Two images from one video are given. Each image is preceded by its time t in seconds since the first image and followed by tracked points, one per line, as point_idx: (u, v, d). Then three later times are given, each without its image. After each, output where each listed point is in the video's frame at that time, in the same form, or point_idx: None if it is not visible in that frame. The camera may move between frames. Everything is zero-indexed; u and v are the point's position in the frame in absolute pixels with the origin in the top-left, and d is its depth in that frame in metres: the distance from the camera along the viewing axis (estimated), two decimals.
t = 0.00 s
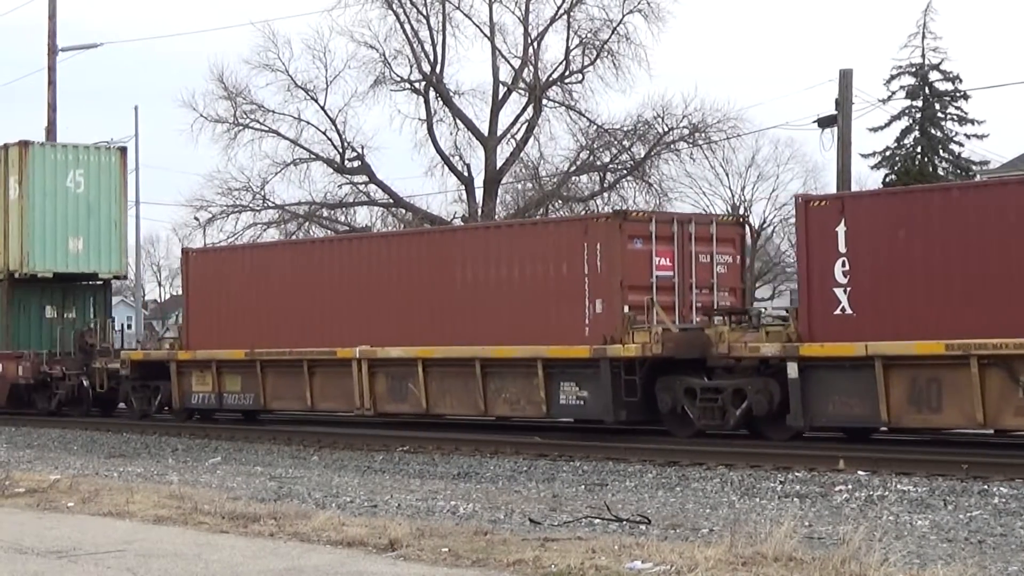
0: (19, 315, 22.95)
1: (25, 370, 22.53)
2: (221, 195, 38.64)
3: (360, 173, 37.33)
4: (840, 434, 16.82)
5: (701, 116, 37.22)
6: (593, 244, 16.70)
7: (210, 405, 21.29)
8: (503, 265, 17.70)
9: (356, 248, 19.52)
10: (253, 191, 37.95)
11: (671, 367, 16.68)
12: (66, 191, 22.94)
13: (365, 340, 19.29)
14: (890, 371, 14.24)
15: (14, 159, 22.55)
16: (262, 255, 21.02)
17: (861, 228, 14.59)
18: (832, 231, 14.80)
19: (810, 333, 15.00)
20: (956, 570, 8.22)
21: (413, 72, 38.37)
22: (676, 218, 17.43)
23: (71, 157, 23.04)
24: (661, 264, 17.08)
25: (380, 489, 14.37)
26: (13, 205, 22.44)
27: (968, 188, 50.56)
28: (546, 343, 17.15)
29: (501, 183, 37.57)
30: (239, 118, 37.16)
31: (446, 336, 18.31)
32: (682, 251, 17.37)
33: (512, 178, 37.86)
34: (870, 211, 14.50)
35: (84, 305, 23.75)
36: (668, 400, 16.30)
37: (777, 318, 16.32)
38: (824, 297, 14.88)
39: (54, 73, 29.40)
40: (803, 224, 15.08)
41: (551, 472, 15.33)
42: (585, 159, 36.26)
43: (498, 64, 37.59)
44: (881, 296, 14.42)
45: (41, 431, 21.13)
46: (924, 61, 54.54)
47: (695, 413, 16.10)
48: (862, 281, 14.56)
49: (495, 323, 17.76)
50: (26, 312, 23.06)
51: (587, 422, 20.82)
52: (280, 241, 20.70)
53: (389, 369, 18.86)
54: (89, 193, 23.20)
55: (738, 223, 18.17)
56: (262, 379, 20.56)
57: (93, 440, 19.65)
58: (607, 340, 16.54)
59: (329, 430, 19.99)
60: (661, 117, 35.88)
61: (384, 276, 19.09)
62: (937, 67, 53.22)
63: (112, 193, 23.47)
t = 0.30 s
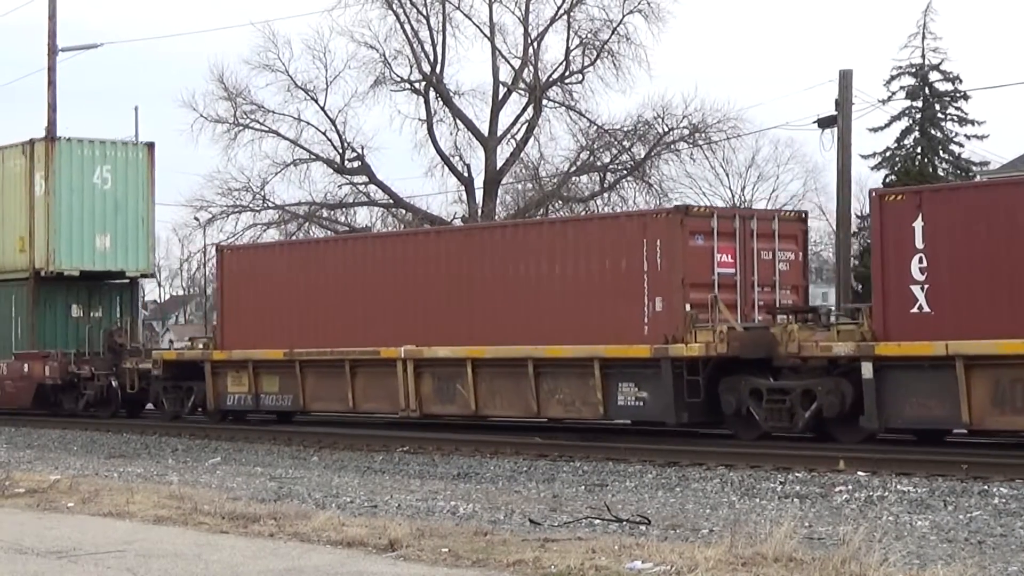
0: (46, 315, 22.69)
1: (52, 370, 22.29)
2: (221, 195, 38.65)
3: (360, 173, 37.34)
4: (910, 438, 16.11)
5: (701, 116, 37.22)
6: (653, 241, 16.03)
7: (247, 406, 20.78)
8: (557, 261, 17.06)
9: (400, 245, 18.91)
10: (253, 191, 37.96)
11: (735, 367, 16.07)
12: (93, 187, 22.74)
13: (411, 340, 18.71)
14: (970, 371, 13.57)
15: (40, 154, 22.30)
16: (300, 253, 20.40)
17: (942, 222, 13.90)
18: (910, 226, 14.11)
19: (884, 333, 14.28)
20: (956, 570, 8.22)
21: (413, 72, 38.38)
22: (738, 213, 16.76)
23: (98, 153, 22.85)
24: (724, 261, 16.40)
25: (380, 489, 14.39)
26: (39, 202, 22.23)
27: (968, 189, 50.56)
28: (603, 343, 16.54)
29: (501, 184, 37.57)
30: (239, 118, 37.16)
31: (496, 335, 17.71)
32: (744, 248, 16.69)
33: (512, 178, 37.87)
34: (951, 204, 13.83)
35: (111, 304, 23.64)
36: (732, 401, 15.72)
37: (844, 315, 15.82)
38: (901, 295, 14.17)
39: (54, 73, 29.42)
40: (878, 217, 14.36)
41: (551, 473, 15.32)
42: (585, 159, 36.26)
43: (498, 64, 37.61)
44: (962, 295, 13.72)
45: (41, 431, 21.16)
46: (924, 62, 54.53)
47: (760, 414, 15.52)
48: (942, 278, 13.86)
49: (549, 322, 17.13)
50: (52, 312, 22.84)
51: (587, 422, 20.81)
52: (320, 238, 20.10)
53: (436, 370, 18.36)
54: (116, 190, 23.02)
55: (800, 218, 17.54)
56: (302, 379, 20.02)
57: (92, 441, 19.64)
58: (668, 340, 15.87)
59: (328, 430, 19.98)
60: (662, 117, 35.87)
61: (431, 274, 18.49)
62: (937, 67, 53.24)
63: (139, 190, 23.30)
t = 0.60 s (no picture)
0: (73, 314, 22.42)
1: (81, 370, 21.97)
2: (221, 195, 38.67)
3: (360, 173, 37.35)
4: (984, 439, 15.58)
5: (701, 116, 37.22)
6: (715, 237, 15.55)
7: (285, 407, 20.33)
8: (613, 258, 16.58)
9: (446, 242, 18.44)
10: (253, 191, 37.98)
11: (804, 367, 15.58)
12: (122, 183, 22.66)
13: (459, 339, 18.25)
14: None
15: (68, 150, 22.19)
16: (339, 250, 19.91)
17: None
18: (992, 221, 13.85)
19: (965, 332, 13.92)
20: (957, 570, 8.23)
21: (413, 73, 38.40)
22: (804, 208, 16.32)
23: (127, 148, 22.77)
24: (789, 257, 15.97)
25: (380, 489, 14.40)
26: (67, 198, 22.13)
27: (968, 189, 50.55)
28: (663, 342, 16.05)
29: (501, 184, 37.58)
30: (239, 118, 37.16)
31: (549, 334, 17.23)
32: (810, 244, 16.27)
33: (512, 178, 37.88)
34: None
35: (139, 303, 23.44)
36: (801, 402, 15.21)
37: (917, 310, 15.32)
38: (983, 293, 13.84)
39: (54, 73, 29.44)
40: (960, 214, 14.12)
41: (551, 473, 15.33)
42: (585, 159, 36.27)
43: (498, 65, 37.63)
44: None
45: (42, 432, 21.19)
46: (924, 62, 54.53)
47: (831, 416, 15.00)
48: None
49: (605, 320, 16.65)
50: (80, 311, 22.57)
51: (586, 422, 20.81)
52: (361, 235, 19.62)
53: (485, 369, 17.91)
54: (145, 185, 22.96)
55: (867, 212, 17.10)
56: (343, 379, 19.52)
57: (92, 441, 19.64)
58: (734, 338, 15.39)
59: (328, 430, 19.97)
60: (662, 117, 35.87)
61: (480, 272, 18.01)
62: (937, 67, 53.23)
63: (167, 186, 23.30)
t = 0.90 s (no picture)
0: (102, 313, 22.00)
1: (111, 370, 21.57)
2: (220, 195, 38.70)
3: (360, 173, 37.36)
4: None
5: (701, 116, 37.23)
6: (783, 232, 15.10)
7: (326, 408, 19.88)
8: (674, 255, 16.12)
9: (495, 239, 17.98)
10: (253, 190, 37.99)
11: (876, 366, 15.10)
12: (151, 179, 22.21)
13: (511, 337, 17.77)
14: None
15: (97, 144, 21.77)
16: (385, 247, 19.46)
17: None
18: None
19: None
20: (956, 569, 8.23)
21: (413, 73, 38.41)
22: (873, 202, 15.86)
23: (156, 142, 22.31)
24: (860, 253, 15.53)
25: (379, 489, 14.38)
26: (96, 193, 21.70)
27: (968, 188, 50.54)
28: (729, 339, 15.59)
29: (501, 184, 37.59)
30: (239, 118, 37.17)
31: (607, 332, 16.75)
32: (880, 239, 15.80)
33: (512, 178, 37.90)
34: None
35: (168, 303, 23.03)
36: (874, 403, 14.72)
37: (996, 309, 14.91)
38: None
39: (54, 73, 29.54)
40: None
41: (551, 472, 15.32)
42: (585, 159, 36.27)
43: (498, 64, 37.65)
44: None
45: (42, 431, 21.16)
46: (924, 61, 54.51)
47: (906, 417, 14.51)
48: None
49: (666, 318, 16.18)
50: (109, 310, 22.15)
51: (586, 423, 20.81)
52: (405, 232, 19.16)
53: (539, 369, 17.43)
54: (175, 181, 22.50)
55: (937, 208, 16.63)
56: (388, 378, 19.09)
57: (92, 441, 19.64)
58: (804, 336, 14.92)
59: (329, 430, 19.98)
60: (662, 117, 35.87)
61: (533, 270, 17.55)
62: (937, 67, 53.23)
63: (198, 181, 22.82)
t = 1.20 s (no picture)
0: (132, 312, 21.16)
1: (142, 370, 20.70)
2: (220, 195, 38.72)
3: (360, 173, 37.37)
4: None
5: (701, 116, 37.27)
6: (856, 227, 14.44)
7: (369, 408, 19.03)
8: (736, 250, 15.46)
9: (544, 234, 17.27)
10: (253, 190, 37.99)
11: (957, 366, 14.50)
12: (182, 174, 21.49)
13: (562, 337, 17.04)
14: None
15: (127, 139, 20.99)
16: (424, 243, 18.71)
17: None
18: None
19: None
20: (956, 569, 8.23)
21: (413, 72, 38.42)
22: (949, 196, 15.07)
23: (187, 137, 21.57)
24: (935, 249, 14.76)
25: (380, 489, 14.38)
26: (126, 189, 20.92)
27: (968, 189, 50.51)
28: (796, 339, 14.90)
29: (501, 184, 37.60)
30: (239, 118, 37.18)
31: (664, 330, 16.05)
32: (957, 233, 15.00)
33: (512, 178, 37.93)
34: None
35: (199, 301, 22.21)
36: (953, 405, 14.15)
37: None
38: None
39: (54, 73, 29.59)
40: None
41: (551, 472, 15.32)
42: (585, 159, 36.28)
43: (498, 64, 37.66)
44: None
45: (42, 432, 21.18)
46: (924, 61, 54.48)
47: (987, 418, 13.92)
48: None
49: (729, 316, 15.50)
50: (139, 308, 21.32)
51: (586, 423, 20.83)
52: (444, 227, 18.42)
53: (594, 368, 16.65)
54: (206, 176, 21.81)
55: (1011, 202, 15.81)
56: (434, 377, 18.22)
57: (93, 441, 19.65)
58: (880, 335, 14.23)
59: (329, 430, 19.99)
60: (662, 117, 35.87)
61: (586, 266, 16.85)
62: (937, 67, 53.22)
63: (229, 178, 22.11)
